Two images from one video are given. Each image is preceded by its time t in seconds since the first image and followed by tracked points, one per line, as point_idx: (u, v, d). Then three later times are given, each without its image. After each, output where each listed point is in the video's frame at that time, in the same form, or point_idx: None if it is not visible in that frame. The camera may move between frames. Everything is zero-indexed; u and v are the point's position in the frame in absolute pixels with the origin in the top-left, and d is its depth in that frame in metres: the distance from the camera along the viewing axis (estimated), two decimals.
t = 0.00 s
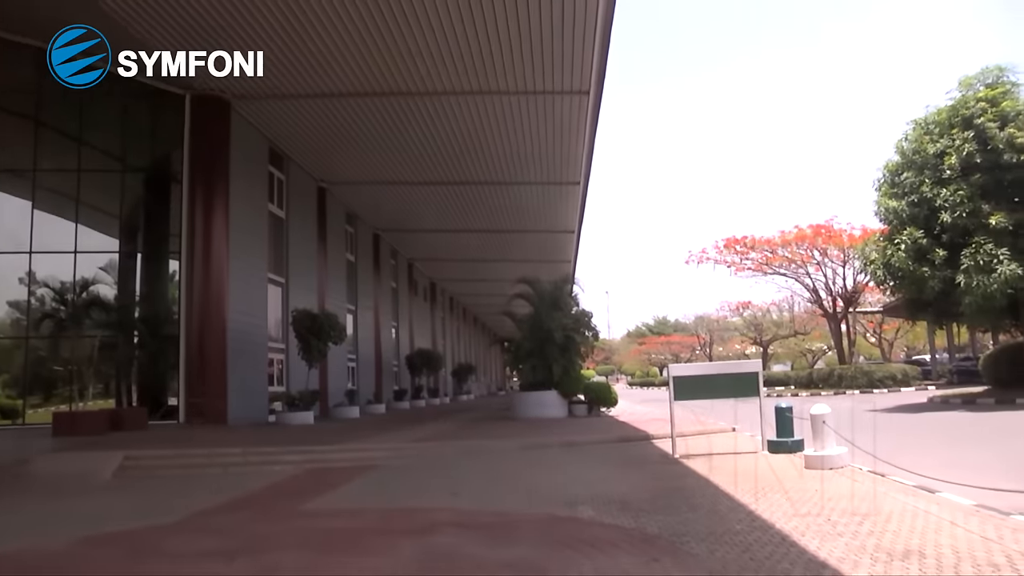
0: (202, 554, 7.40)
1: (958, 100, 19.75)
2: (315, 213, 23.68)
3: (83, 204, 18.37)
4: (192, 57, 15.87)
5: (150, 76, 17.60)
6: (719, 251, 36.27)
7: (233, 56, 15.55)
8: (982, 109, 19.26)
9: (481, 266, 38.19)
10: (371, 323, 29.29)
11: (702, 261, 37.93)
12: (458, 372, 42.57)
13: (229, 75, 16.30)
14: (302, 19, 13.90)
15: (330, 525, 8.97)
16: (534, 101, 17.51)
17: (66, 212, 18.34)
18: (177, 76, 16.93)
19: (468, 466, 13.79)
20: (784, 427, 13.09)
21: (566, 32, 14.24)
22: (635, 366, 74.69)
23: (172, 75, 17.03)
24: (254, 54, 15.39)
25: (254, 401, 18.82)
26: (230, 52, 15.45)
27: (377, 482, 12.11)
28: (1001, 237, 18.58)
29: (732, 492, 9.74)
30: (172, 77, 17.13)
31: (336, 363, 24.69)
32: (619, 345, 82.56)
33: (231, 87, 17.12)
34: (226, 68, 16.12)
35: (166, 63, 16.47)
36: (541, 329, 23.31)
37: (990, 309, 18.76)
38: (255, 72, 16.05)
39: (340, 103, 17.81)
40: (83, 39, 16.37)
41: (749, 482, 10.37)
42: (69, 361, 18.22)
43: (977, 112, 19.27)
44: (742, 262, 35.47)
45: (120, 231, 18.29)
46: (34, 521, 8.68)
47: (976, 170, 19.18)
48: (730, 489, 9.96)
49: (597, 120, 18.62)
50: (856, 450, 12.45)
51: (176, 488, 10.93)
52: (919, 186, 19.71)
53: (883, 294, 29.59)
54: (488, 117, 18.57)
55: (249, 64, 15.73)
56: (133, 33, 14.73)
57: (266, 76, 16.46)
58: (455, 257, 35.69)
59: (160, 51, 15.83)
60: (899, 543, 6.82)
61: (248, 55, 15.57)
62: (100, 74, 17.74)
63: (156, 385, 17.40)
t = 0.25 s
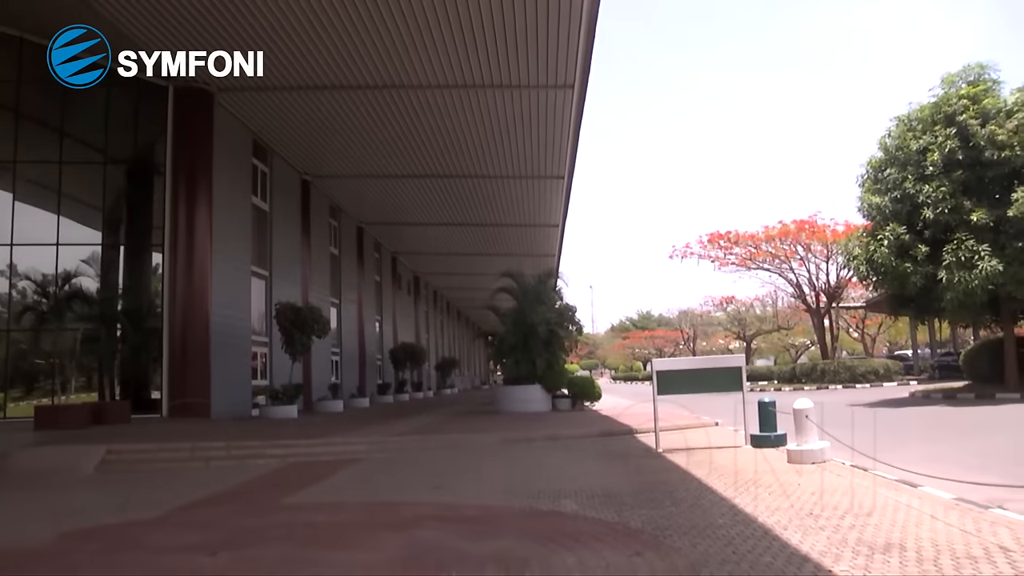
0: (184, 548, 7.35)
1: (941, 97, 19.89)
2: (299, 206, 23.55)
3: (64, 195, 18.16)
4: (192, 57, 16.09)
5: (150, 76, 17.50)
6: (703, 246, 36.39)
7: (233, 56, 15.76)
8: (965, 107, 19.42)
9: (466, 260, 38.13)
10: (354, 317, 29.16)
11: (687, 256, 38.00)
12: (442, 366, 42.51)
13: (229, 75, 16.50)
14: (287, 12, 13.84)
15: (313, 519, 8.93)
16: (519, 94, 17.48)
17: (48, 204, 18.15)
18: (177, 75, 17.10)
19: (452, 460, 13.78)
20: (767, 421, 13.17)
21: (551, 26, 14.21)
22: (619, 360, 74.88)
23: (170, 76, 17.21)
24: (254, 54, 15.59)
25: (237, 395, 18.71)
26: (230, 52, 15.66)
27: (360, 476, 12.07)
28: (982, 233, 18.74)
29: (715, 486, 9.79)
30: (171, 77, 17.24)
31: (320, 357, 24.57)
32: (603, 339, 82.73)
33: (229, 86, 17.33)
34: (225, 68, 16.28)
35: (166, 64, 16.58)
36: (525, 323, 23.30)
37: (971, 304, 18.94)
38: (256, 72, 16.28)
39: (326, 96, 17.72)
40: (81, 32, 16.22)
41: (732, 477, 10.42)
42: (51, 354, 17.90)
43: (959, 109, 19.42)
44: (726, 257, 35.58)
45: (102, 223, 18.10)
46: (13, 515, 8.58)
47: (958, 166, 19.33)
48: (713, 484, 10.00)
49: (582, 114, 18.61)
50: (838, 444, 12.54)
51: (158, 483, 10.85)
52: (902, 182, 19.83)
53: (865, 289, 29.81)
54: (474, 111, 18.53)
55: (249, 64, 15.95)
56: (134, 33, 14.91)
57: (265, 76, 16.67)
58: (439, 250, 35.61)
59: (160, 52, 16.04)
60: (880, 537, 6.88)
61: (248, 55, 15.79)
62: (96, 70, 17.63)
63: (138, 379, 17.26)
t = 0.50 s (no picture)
0: (178, 548, 7.34)
1: (934, 99, 19.96)
2: (294, 205, 23.53)
3: (58, 192, 18.10)
4: (192, 57, 16.12)
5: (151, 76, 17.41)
6: (697, 246, 36.46)
7: (232, 56, 15.79)
8: (958, 108, 19.50)
9: (460, 260, 38.13)
10: (349, 316, 29.14)
11: (681, 256, 38.04)
12: (437, 366, 42.52)
13: (229, 75, 16.57)
14: (282, 12, 13.84)
15: (307, 519, 8.92)
16: (513, 94, 17.50)
17: (41, 202, 18.07)
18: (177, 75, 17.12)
19: (446, 460, 13.78)
20: (760, 421, 13.21)
21: (545, 25, 14.22)
22: (613, 360, 74.96)
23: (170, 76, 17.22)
24: (254, 54, 15.63)
25: (231, 394, 18.70)
26: (230, 52, 15.70)
27: (355, 476, 12.06)
28: (975, 234, 18.82)
29: (709, 486, 9.81)
30: (173, 77, 17.24)
31: (314, 356, 24.55)
32: (597, 339, 82.85)
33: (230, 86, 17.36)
34: (225, 68, 16.36)
35: (167, 64, 16.51)
36: (519, 322, 23.29)
37: (964, 304, 19.01)
38: (255, 72, 16.33)
39: (322, 95, 17.71)
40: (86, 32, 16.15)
41: (726, 476, 10.44)
42: (44, 352, 17.80)
43: (952, 110, 19.49)
44: (720, 257, 35.65)
45: (96, 222, 18.04)
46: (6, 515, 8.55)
47: (951, 167, 19.40)
48: (707, 483, 10.02)
49: (577, 114, 18.63)
50: (832, 444, 12.58)
51: (152, 482, 10.82)
52: (896, 183, 19.90)
53: (859, 290, 29.95)
54: (469, 111, 18.54)
55: (249, 64, 15.98)
56: (134, 33, 14.92)
57: (266, 76, 16.71)
58: (434, 250, 35.61)
59: (160, 51, 16.02)
60: (873, 536, 6.90)
61: (248, 55, 15.82)
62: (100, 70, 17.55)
63: (133, 377, 17.23)
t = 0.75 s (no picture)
0: (159, 549, 7.28)
1: (915, 104, 20.18)
2: (278, 202, 23.42)
3: (38, 189, 17.92)
4: (192, 57, 16.06)
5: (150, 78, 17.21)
6: (681, 247, 36.63)
7: (233, 56, 15.76)
8: (938, 113, 19.72)
9: (445, 259, 38.06)
10: (333, 315, 29.01)
11: (664, 257, 38.33)
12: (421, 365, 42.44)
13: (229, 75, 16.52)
14: (268, 8, 13.76)
15: (290, 519, 8.87)
16: (499, 94, 17.49)
17: (20, 198, 17.87)
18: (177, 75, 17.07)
19: (430, 459, 13.76)
20: (743, 421, 13.27)
21: (531, 25, 14.22)
22: (596, 360, 75.08)
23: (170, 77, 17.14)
24: (254, 54, 15.60)
25: (214, 393, 18.56)
26: (231, 52, 15.68)
27: (338, 475, 12.01)
28: (955, 237, 19.01)
29: (692, 486, 9.86)
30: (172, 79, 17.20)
31: (297, 355, 24.42)
32: (580, 339, 82.94)
33: (230, 86, 17.34)
34: (225, 68, 16.29)
35: (166, 64, 16.47)
36: (504, 322, 23.28)
37: (944, 307, 19.19)
38: (255, 72, 16.28)
39: (307, 93, 17.64)
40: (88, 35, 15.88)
41: (709, 476, 10.49)
42: (22, 351, 17.10)
43: (933, 115, 19.73)
44: (703, 258, 35.83)
45: (77, 218, 17.84)
46: None
47: (932, 171, 19.60)
48: (690, 483, 10.07)
49: (562, 114, 18.66)
50: (813, 444, 12.68)
51: (133, 482, 10.72)
52: (877, 186, 20.12)
53: (842, 291, 30.17)
54: (454, 110, 18.52)
55: (249, 64, 15.95)
56: (134, 32, 14.91)
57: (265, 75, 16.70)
58: (419, 249, 35.54)
59: (160, 51, 15.96)
60: (853, 534, 6.97)
61: (248, 55, 15.79)
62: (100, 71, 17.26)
63: (114, 376, 17.05)
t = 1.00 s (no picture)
0: (136, 547, 7.22)
1: (895, 105, 20.42)
2: (259, 198, 23.25)
3: (14, 182, 17.54)
4: (192, 57, 16.20)
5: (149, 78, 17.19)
6: (662, 245, 36.74)
7: (232, 56, 15.91)
8: (917, 114, 19.96)
9: (426, 256, 37.95)
10: (313, 312, 28.83)
11: (645, 255, 38.47)
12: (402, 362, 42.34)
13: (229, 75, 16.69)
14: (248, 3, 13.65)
15: (269, 516, 8.83)
16: (479, 91, 17.46)
17: None
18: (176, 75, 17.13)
19: (410, 456, 13.74)
20: (723, 419, 13.37)
21: (513, 22, 14.19)
22: (576, 358, 75.15)
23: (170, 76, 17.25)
24: (254, 54, 15.74)
25: (193, 390, 18.42)
26: (231, 52, 15.75)
27: (317, 472, 11.97)
28: (933, 237, 19.22)
29: (671, 483, 9.92)
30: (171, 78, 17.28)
31: (277, 352, 24.25)
32: (561, 337, 83.04)
33: (228, 85, 17.40)
34: (225, 68, 16.47)
35: (165, 63, 16.62)
36: (485, 319, 23.28)
37: (922, 306, 19.43)
38: (255, 72, 16.45)
39: (288, 89, 17.53)
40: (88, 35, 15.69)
41: (688, 473, 10.55)
42: None
43: (912, 117, 19.96)
44: (684, 257, 35.99)
45: (54, 213, 17.51)
46: None
47: (910, 172, 19.84)
48: (670, 480, 10.12)
49: (542, 111, 18.65)
50: (791, 442, 12.80)
51: (110, 480, 10.62)
52: (857, 186, 20.43)
53: (820, 291, 30.44)
54: (435, 106, 18.46)
55: (249, 64, 16.12)
56: (133, 32, 14.96)
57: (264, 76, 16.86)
58: (401, 246, 35.42)
59: (160, 51, 16.10)
60: (830, 531, 7.05)
61: (247, 55, 15.94)
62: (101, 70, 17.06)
63: (91, 373, 16.81)
